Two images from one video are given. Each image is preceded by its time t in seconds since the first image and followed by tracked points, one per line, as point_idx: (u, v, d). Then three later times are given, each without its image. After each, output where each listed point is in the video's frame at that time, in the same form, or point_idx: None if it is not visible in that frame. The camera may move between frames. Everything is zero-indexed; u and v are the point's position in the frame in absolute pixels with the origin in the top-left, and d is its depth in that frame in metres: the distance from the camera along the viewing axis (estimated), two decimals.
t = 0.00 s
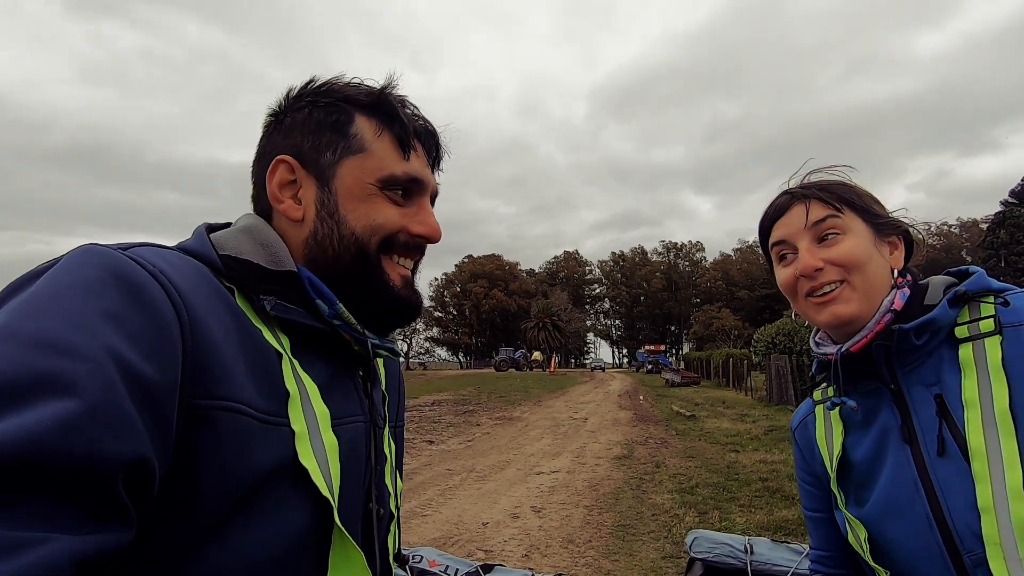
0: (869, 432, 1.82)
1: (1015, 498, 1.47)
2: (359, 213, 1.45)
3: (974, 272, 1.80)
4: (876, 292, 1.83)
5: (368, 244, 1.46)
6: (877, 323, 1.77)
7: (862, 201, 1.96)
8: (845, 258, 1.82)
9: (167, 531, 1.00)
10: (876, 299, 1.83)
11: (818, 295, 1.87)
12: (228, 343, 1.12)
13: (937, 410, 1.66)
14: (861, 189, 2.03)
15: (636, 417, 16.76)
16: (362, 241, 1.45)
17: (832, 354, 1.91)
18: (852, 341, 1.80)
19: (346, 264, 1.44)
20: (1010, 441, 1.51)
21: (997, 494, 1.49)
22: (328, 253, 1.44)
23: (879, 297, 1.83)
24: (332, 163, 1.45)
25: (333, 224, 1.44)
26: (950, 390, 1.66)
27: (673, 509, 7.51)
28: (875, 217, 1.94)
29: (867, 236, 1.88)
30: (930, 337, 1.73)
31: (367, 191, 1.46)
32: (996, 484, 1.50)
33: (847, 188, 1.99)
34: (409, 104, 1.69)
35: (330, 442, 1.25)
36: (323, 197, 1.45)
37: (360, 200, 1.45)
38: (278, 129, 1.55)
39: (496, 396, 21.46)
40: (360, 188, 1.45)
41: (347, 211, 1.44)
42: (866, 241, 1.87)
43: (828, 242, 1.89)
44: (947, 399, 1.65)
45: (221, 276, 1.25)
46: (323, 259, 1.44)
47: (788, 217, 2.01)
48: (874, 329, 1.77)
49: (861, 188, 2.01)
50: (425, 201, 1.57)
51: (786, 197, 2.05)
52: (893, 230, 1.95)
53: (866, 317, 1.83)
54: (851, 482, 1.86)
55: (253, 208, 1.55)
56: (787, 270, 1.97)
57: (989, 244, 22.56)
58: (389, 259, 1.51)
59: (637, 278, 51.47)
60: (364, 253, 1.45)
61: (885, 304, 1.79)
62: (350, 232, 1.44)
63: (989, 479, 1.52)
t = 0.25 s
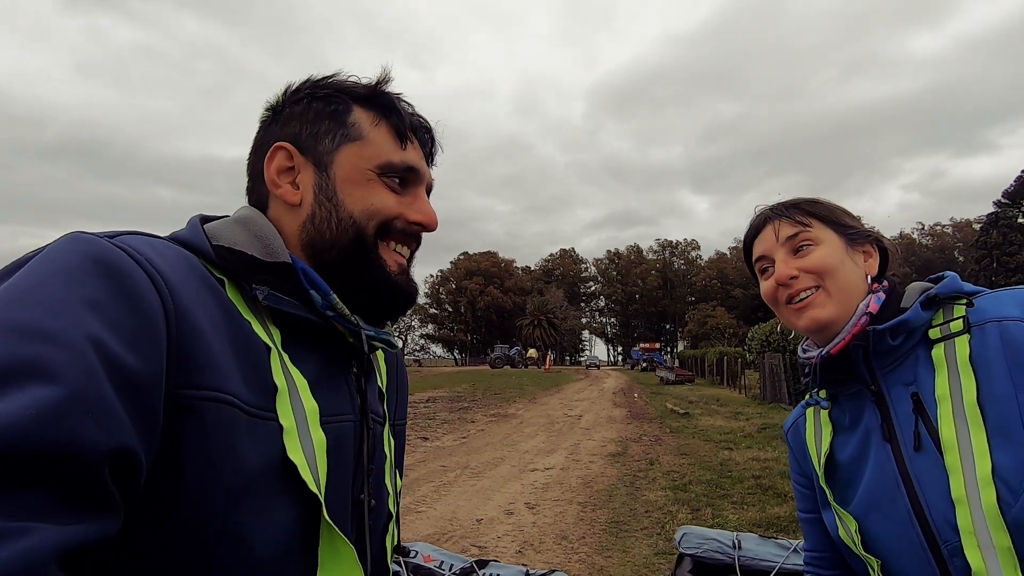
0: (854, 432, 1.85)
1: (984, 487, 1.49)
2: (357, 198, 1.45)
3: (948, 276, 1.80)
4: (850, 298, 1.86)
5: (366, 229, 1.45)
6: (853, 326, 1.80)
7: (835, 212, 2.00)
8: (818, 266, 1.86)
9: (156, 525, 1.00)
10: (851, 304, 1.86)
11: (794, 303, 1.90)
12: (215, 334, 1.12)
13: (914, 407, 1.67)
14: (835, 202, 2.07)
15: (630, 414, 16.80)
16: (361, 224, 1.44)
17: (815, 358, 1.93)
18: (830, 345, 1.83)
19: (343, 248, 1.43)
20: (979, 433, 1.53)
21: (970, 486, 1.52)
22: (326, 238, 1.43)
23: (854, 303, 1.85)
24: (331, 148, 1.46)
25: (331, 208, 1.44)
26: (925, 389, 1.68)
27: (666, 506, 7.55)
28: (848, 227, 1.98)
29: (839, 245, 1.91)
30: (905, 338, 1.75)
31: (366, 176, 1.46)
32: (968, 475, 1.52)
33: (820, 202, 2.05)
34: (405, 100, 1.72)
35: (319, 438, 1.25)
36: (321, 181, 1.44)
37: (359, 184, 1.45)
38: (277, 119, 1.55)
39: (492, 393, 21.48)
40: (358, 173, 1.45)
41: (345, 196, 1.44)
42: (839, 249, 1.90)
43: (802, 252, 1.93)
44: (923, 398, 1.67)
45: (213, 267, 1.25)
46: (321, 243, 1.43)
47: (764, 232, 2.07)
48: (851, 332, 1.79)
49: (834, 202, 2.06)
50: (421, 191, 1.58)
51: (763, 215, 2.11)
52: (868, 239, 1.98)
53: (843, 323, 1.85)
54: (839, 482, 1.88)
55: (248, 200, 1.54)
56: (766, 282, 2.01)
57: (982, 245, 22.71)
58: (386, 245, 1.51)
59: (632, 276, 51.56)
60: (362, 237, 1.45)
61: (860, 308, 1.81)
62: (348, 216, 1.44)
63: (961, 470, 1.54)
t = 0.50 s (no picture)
0: (837, 422, 1.85)
1: (967, 474, 1.50)
2: (340, 182, 1.43)
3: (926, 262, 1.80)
4: (829, 286, 1.86)
5: (350, 214, 1.43)
6: (834, 314, 1.80)
7: (811, 203, 2.01)
8: (794, 255, 1.86)
9: (116, 517, 0.99)
10: (830, 293, 1.86)
11: (773, 293, 1.90)
12: (186, 323, 1.11)
13: (896, 397, 1.68)
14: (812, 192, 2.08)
15: (623, 408, 16.86)
16: (343, 210, 1.43)
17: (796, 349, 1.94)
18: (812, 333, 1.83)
19: (326, 235, 1.42)
20: (961, 420, 1.54)
21: (952, 473, 1.52)
22: (308, 226, 1.41)
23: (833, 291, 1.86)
24: (311, 133, 1.44)
25: (313, 194, 1.42)
26: (907, 378, 1.68)
27: (657, 499, 7.58)
28: (824, 217, 1.99)
29: (816, 233, 1.92)
30: (886, 327, 1.77)
31: (348, 160, 1.44)
32: (950, 463, 1.53)
33: (797, 193, 2.05)
34: (390, 86, 1.71)
35: (293, 430, 1.25)
36: (302, 166, 1.43)
37: (341, 168, 1.43)
38: (258, 107, 1.54)
39: (485, 387, 21.50)
40: (339, 157, 1.44)
41: (326, 181, 1.42)
42: (816, 238, 1.91)
43: (779, 243, 1.93)
44: (905, 387, 1.68)
45: (185, 252, 1.23)
46: (302, 230, 1.42)
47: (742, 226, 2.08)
48: (831, 319, 1.80)
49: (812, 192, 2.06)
50: (407, 176, 1.57)
51: (740, 210, 2.12)
52: (846, 228, 1.99)
53: (823, 311, 1.85)
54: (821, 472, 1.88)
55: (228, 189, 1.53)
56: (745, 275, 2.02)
57: (973, 239, 22.87)
58: (371, 232, 1.49)
59: (626, 271, 51.64)
60: (345, 223, 1.43)
61: (840, 296, 1.81)
62: (330, 201, 1.42)
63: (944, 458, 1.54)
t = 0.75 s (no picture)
0: (832, 412, 1.84)
1: (972, 460, 1.50)
2: (312, 166, 1.42)
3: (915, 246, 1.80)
4: (821, 273, 1.86)
5: (324, 198, 1.43)
6: (825, 303, 1.79)
7: (799, 189, 2.01)
8: (785, 242, 1.86)
9: (91, 505, 0.98)
10: (822, 280, 1.85)
11: (765, 282, 1.89)
12: (169, 309, 1.10)
13: (894, 385, 1.67)
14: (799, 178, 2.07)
15: (625, 401, 16.87)
16: (317, 194, 1.42)
17: (786, 339, 1.93)
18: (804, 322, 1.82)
19: (301, 220, 1.41)
20: (961, 405, 1.54)
21: (957, 460, 1.52)
22: (283, 212, 1.41)
23: (825, 278, 1.85)
24: (281, 119, 1.44)
25: (286, 179, 1.42)
26: (902, 364, 1.68)
27: (659, 491, 7.59)
28: (813, 203, 1.98)
29: (805, 220, 1.91)
30: (878, 313, 1.75)
31: (320, 144, 1.44)
32: (953, 449, 1.53)
33: (784, 180, 2.05)
34: (364, 69, 1.70)
35: (283, 415, 1.24)
36: (274, 153, 1.43)
37: (313, 153, 1.43)
38: (230, 97, 1.54)
39: (487, 382, 21.52)
40: (311, 141, 1.43)
41: (299, 166, 1.42)
42: (805, 224, 1.90)
43: (769, 231, 1.93)
44: (901, 374, 1.67)
45: (170, 240, 1.22)
46: (278, 217, 1.42)
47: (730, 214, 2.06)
48: (823, 308, 1.78)
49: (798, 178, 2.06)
50: (382, 158, 1.56)
51: (728, 198, 2.11)
52: (834, 212, 1.98)
53: (815, 298, 1.84)
54: (817, 463, 1.87)
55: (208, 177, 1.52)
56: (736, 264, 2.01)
57: (973, 228, 22.81)
58: (349, 216, 1.49)
59: (627, 264, 51.61)
60: (320, 208, 1.42)
61: (831, 284, 1.81)
62: (303, 186, 1.42)
63: (946, 445, 1.54)
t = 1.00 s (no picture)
0: (833, 416, 1.87)
1: (971, 464, 1.52)
2: (319, 176, 1.46)
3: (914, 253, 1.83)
4: (828, 280, 1.89)
5: (331, 206, 1.46)
6: (829, 310, 1.83)
7: (810, 195, 2.03)
8: (795, 247, 1.88)
9: (126, 504, 1.01)
10: (829, 287, 1.88)
11: (772, 285, 1.91)
12: (197, 314, 1.14)
13: (892, 390, 1.71)
14: (809, 183, 2.10)
15: (628, 402, 16.88)
16: (324, 202, 1.45)
17: (788, 343, 1.97)
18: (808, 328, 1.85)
19: (309, 228, 1.45)
20: (958, 409, 1.57)
21: (957, 464, 1.54)
22: (292, 220, 1.45)
23: (831, 286, 1.88)
24: (289, 129, 1.48)
25: (294, 188, 1.46)
26: (900, 370, 1.71)
27: (663, 492, 7.61)
28: (822, 209, 2.01)
29: (816, 226, 1.94)
30: (877, 319, 1.78)
31: (326, 153, 1.47)
32: (952, 453, 1.56)
33: (796, 185, 2.07)
34: (371, 74, 1.73)
35: (303, 415, 1.28)
36: (282, 163, 1.46)
37: (319, 162, 1.46)
38: (240, 108, 1.58)
39: (490, 385, 21.55)
40: (318, 150, 1.46)
41: (307, 175, 1.46)
42: (815, 231, 1.93)
43: (779, 235, 1.95)
44: (899, 379, 1.70)
45: (193, 246, 1.26)
46: (287, 224, 1.45)
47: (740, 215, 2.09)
48: (827, 315, 1.82)
49: (809, 183, 2.08)
50: (389, 165, 1.59)
51: (738, 198, 2.13)
52: (842, 219, 2.01)
53: (821, 305, 1.87)
54: (819, 467, 1.90)
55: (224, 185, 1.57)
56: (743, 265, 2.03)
57: (975, 227, 22.82)
58: (356, 222, 1.52)
59: (628, 266, 51.63)
60: (327, 215, 1.46)
61: (835, 292, 1.85)
62: (310, 195, 1.45)
63: (946, 450, 1.57)
